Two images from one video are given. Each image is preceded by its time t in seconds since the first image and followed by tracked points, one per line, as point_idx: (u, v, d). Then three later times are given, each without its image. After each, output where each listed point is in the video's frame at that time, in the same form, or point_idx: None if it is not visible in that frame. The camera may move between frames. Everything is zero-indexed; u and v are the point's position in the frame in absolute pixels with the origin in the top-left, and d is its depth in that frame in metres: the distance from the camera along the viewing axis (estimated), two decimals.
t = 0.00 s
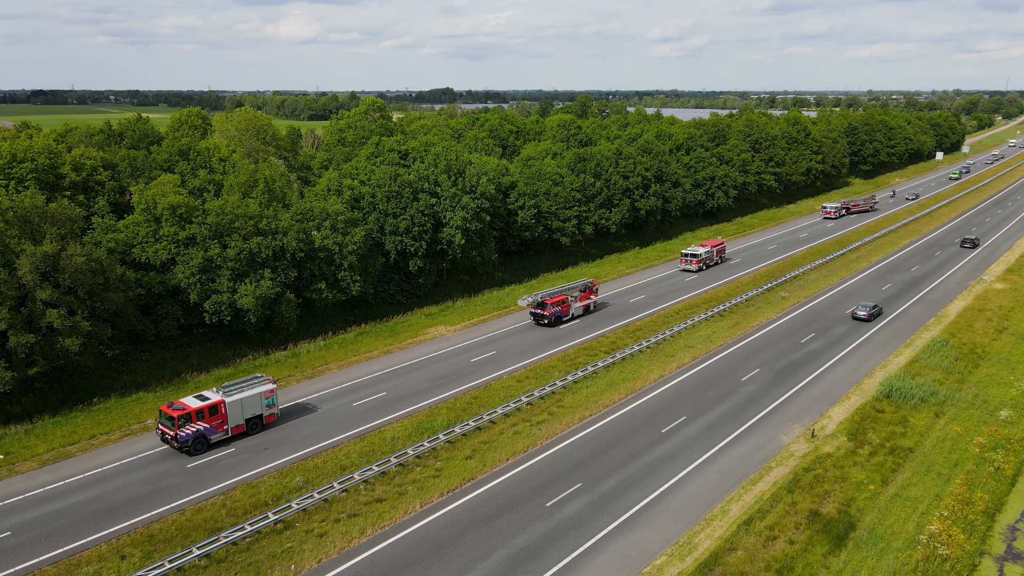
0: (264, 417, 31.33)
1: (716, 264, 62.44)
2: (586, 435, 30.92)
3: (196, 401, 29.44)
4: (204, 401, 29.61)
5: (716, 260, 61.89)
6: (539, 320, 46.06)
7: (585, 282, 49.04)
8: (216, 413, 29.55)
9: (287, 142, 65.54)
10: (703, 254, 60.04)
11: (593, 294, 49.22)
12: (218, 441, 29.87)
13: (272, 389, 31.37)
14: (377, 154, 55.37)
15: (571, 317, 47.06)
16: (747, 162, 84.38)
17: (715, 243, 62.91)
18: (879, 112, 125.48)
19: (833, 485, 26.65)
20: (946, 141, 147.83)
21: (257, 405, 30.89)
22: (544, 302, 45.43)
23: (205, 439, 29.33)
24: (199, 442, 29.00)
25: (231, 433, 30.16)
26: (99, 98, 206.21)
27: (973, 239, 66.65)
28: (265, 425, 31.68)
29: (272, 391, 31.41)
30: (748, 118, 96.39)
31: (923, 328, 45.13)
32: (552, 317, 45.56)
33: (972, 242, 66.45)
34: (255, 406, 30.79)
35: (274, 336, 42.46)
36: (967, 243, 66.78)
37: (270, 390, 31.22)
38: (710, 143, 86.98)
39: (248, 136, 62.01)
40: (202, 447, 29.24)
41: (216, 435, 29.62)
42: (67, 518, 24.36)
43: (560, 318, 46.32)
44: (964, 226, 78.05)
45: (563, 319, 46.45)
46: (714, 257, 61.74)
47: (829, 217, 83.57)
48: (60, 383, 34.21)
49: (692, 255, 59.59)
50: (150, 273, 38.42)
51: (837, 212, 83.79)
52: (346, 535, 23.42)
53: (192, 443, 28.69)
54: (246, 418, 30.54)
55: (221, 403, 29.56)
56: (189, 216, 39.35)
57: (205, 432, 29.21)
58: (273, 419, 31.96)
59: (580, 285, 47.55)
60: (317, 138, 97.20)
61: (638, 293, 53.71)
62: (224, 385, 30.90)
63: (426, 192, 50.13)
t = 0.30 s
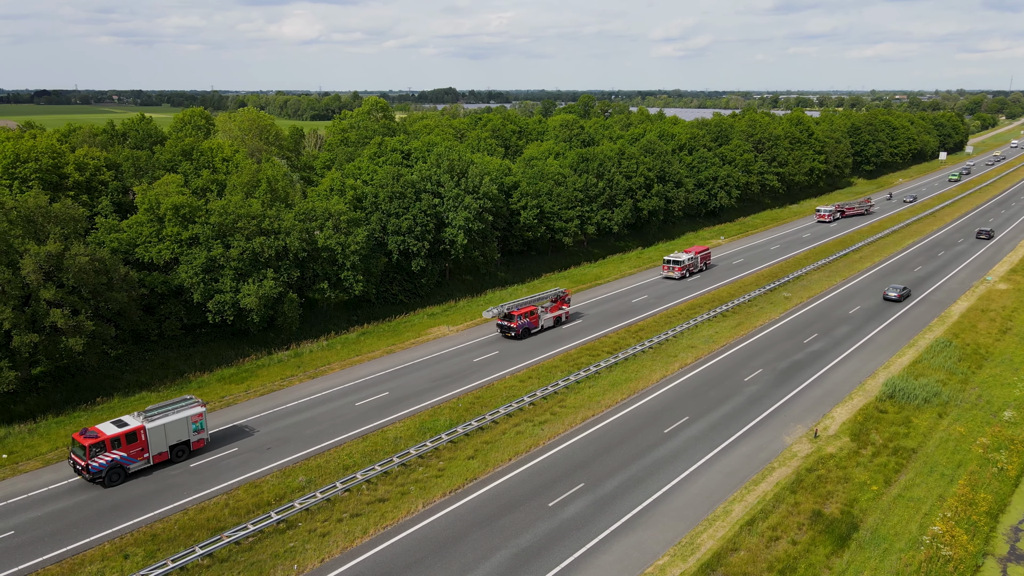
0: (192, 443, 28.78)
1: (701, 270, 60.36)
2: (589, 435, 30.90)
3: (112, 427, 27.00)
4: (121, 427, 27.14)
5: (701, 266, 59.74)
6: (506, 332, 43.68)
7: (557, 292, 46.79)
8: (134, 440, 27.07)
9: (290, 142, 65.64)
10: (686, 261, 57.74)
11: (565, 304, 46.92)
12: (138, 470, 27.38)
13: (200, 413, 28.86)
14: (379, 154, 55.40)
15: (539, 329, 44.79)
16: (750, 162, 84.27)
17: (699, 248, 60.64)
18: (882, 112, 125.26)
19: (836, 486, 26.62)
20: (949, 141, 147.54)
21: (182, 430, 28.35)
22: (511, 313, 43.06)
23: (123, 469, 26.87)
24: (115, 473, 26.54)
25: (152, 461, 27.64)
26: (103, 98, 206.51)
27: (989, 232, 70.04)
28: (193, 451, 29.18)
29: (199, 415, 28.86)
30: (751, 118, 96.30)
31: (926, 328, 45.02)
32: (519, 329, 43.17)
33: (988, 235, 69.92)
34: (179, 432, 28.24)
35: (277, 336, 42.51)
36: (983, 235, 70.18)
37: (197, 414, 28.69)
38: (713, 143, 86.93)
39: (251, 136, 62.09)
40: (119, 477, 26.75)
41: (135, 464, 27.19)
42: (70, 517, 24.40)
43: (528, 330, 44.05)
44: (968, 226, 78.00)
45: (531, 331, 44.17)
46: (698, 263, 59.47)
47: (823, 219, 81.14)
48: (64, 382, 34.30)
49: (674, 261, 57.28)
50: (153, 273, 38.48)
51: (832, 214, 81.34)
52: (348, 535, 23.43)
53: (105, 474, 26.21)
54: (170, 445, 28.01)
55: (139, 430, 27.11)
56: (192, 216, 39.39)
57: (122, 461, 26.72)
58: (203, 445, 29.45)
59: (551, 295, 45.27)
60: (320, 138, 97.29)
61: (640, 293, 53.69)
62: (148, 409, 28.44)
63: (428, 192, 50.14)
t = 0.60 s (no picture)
0: (106, 475, 26.21)
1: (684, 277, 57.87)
2: (591, 435, 30.90)
3: (13, 458, 24.47)
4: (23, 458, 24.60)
5: (684, 274, 57.33)
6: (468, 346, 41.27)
7: (525, 302, 44.50)
8: (38, 472, 24.53)
9: (293, 142, 65.71)
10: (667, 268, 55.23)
11: (535, 315, 44.61)
12: (42, 504, 24.77)
13: (116, 441, 26.35)
14: (382, 154, 55.45)
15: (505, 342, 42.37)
16: (752, 162, 84.20)
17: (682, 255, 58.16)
18: (885, 112, 124.99)
19: (839, 486, 26.56)
20: (952, 141, 147.20)
21: (93, 460, 25.78)
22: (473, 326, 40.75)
23: (24, 504, 24.26)
24: (14, 508, 23.95)
25: (59, 494, 25.07)
26: (106, 98, 206.78)
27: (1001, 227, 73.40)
28: (108, 482, 26.54)
29: (114, 443, 26.36)
30: (754, 117, 96.19)
31: (929, 329, 44.91)
32: (482, 343, 40.81)
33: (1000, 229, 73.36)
34: (91, 463, 25.68)
35: (280, 336, 42.54)
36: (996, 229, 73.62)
37: (112, 441, 26.20)
38: (715, 143, 86.88)
39: (254, 136, 62.16)
40: (19, 514, 24.15)
41: (38, 498, 24.58)
42: (73, 517, 24.44)
43: (493, 344, 41.65)
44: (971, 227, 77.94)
45: (496, 345, 41.77)
46: (680, 270, 57.07)
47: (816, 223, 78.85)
48: (67, 382, 34.36)
49: (655, 269, 54.84)
50: (156, 273, 38.53)
51: (825, 218, 79.10)
52: (351, 535, 23.44)
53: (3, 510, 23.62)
54: (79, 476, 25.43)
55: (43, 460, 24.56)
56: (195, 216, 39.42)
57: (23, 496, 24.15)
58: (120, 475, 26.86)
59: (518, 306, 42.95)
60: (323, 138, 97.37)
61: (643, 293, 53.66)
62: (56, 440, 25.93)
63: (431, 192, 50.18)
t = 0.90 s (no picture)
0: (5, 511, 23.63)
1: (665, 284, 55.43)
2: (594, 435, 30.89)
3: None
4: None
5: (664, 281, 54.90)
6: (426, 361, 38.89)
7: (490, 314, 42.15)
8: None
9: (296, 142, 65.74)
10: (646, 276, 52.74)
11: (500, 327, 42.25)
12: None
13: (17, 474, 23.82)
14: (385, 154, 55.50)
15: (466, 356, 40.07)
16: (755, 162, 84.09)
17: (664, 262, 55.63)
18: (889, 112, 124.76)
19: (842, 487, 26.52)
20: (956, 141, 146.88)
21: None
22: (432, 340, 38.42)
23: None
24: None
25: None
26: (109, 98, 206.93)
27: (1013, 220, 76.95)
28: (5, 520, 23.88)
29: (15, 476, 23.81)
30: (757, 117, 96.06)
31: (933, 330, 44.80)
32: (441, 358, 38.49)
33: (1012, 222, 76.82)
34: None
35: (283, 336, 42.57)
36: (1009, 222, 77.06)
37: (13, 475, 23.66)
38: (718, 143, 86.79)
39: (257, 136, 62.20)
40: None
41: None
42: (76, 516, 24.47)
43: (452, 359, 39.32)
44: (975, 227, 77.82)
45: (456, 359, 39.47)
46: (660, 277, 54.58)
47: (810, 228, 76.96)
48: (71, 382, 34.41)
49: (633, 276, 52.33)
50: (159, 272, 38.61)
51: (818, 222, 76.73)
52: (353, 535, 23.45)
53: None
54: None
55: None
56: (198, 215, 39.46)
57: None
58: (20, 511, 24.25)
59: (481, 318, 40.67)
60: (326, 138, 97.44)
61: (646, 293, 53.63)
62: None
63: (434, 192, 50.22)
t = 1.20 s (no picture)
0: None
1: (644, 294, 53.05)
2: (596, 435, 30.87)
3: None
4: None
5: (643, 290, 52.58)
6: (378, 377, 36.29)
7: (449, 327, 39.65)
8: None
9: (298, 142, 65.82)
10: (623, 285, 50.45)
11: (461, 341, 39.89)
12: None
13: None
14: (388, 154, 55.54)
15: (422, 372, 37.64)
16: (758, 162, 83.95)
17: (643, 270, 53.23)
18: (892, 112, 124.53)
19: (844, 488, 26.47)
20: (959, 141, 146.54)
21: None
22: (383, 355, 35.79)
23: None
24: None
25: None
26: (113, 98, 207.46)
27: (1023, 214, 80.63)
28: None
29: None
30: (760, 118, 95.98)
31: (936, 330, 44.69)
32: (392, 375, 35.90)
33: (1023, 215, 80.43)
34: None
35: (286, 335, 42.64)
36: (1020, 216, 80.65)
37: None
38: (721, 143, 86.74)
39: (260, 136, 62.30)
40: None
41: None
42: (80, 516, 24.50)
43: (406, 375, 36.81)
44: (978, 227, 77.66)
45: (411, 376, 37.03)
46: (639, 286, 52.21)
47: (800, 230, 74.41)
48: (74, 382, 34.45)
49: (609, 286, 50.11)
50: (163, 272, 38.70)
51: (810, 226, 74.55)
52: (356, 534, 23.46)
53: None
54: None
55: None
56: (202, 215, 39.53)
57: None
58: None
59: (440, 331, 38.36)
60: (329, 138, 97.59)
61: (648, 293, 53.62)
62: None
63: (437, 192, 50.23)
